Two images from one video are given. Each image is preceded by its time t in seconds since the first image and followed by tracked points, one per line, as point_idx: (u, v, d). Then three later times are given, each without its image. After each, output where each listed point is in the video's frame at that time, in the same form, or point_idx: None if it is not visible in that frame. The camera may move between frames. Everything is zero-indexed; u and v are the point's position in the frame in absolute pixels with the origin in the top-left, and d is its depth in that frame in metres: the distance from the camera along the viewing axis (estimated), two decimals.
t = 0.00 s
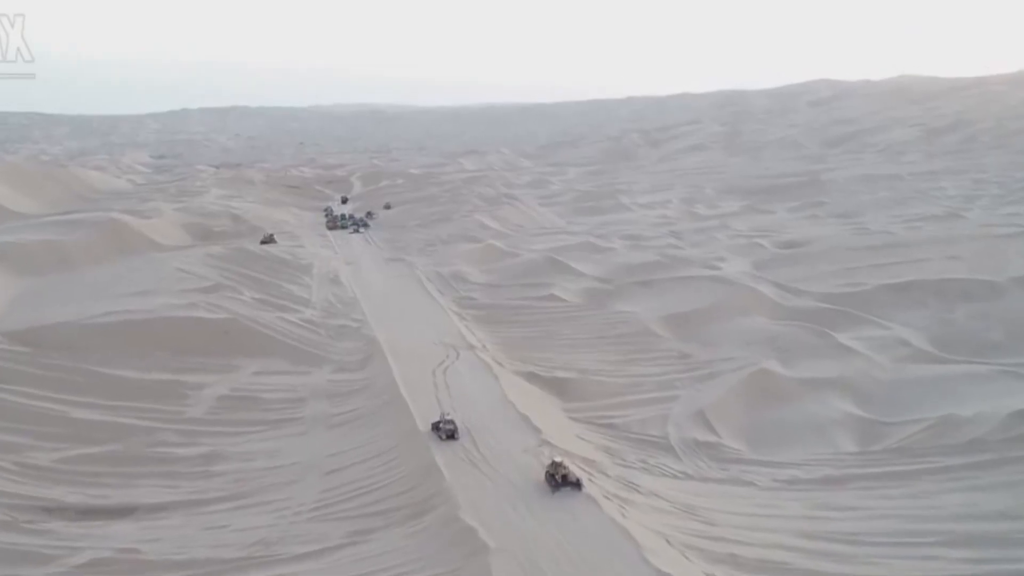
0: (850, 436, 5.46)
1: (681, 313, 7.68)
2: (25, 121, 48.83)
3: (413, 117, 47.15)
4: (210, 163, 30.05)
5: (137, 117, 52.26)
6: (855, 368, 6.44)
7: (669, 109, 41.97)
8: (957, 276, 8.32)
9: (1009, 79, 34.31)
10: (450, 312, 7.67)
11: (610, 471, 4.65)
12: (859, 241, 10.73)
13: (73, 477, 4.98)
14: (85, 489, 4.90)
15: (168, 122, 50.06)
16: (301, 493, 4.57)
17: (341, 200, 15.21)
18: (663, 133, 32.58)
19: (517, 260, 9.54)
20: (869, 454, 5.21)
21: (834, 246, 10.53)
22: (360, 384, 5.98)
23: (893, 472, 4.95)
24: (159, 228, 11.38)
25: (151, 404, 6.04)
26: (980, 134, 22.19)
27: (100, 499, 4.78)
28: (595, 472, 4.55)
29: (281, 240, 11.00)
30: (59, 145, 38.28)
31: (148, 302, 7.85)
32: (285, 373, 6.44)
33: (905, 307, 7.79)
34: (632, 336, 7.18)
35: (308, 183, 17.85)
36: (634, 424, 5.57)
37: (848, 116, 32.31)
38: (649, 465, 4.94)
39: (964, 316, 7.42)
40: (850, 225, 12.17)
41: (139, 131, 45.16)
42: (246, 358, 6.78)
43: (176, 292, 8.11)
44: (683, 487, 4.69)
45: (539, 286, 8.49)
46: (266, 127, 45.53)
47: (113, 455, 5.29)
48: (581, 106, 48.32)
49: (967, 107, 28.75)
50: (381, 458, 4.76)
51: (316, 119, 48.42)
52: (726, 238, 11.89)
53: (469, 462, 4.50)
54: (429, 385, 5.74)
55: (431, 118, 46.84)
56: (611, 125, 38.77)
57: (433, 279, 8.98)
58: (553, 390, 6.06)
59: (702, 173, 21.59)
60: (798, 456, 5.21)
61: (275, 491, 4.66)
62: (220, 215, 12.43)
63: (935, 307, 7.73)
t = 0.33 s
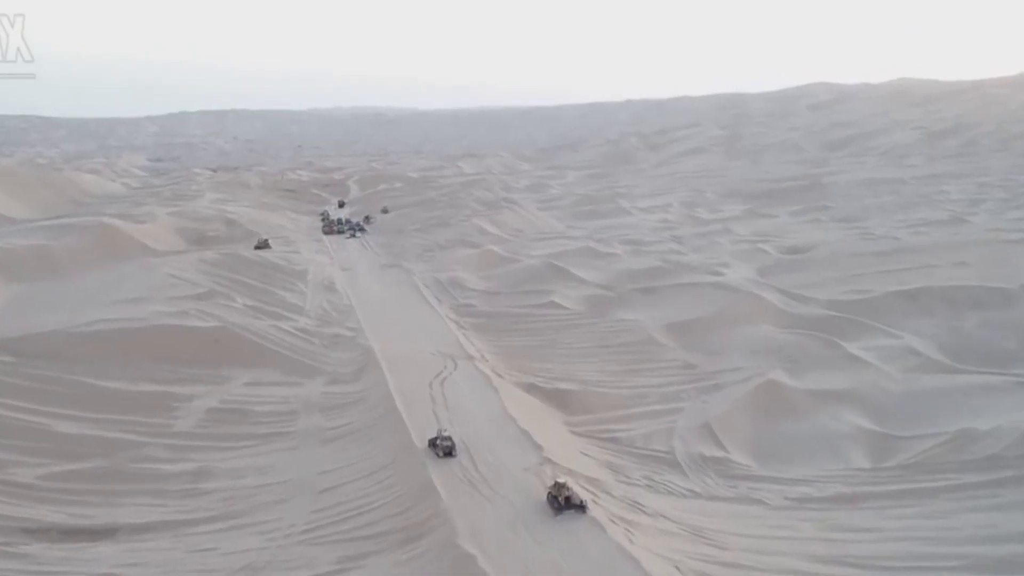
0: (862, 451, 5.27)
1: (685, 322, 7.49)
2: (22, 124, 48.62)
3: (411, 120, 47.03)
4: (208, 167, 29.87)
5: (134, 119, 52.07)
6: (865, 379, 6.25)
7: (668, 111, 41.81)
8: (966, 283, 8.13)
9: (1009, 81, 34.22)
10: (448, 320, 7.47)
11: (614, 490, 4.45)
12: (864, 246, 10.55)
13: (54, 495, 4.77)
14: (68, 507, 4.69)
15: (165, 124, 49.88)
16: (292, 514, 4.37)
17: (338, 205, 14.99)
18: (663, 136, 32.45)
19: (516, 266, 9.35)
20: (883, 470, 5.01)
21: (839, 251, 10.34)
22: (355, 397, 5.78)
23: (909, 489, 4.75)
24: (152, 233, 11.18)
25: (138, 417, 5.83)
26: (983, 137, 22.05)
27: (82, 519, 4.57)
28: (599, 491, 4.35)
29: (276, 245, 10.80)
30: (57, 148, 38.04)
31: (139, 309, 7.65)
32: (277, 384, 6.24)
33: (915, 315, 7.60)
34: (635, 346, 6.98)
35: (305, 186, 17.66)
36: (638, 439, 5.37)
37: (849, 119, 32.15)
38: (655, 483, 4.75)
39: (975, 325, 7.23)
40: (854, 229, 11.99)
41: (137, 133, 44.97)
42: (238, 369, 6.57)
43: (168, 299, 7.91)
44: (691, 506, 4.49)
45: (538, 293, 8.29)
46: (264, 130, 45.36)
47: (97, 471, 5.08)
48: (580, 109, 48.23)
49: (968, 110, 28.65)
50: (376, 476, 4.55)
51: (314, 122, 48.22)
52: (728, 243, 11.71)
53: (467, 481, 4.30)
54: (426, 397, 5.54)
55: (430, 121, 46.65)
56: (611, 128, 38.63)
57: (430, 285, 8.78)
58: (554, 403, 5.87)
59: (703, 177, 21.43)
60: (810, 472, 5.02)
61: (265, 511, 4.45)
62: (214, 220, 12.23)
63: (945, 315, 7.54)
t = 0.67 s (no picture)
0: (908, 491, 4.75)
1: (703, 341, 6.97)
2: (18, 130, 48.13)
3: (411, 126, 46.60)
4: (204, 173, 29.37)
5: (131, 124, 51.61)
6: (904, 407, 5.73)
7: (670, 117, 41.33)
8: (1003, 299, 7.61)
9: (1015, 86, 33.82)
10: (448, 340, 6.94)
11: (637, 544, 3.94)
12: (886, 257, 10.05)
13: (6, 545, 4.22)
14: (20, 557, 4.14)
15: (162, 130, 49.41)
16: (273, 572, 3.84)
17: (334, 213, 14.48)
18: (665, 142, 32.01)
19: (520, 279, 8.84)
20: (934, 513, 4.49)
21: (859, 263, 9.83)
22: (347, 429, 5.25)
23: (966, 538, 4.23)
24: (139, 243, 10.67)
25: (109, 450, 5.29)
26: (994, 142, 21.59)
27: (35, 571, 4.02)
28: (621, 547, 3.83)
29: (268, 256, 10.28)
30: (52, 154, 37.53)
31: (117, 328, 7.12)
32: (262, 413, 5.70)
33: (950, 334, 7.08)
34: (651, 369, 6.45)
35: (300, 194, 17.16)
36: (660, 478, 4.85)
37: (854, 124, 31.64)
38: (682, 531, 4.23)
39: (1017, 345, 6.71)
40: (872, 239, 11.48)
41: (134, 139, 44.49)
42: (219, 395, 6.04)
43: (149, 317, 7.38)
44: (724, 560, 3.97)
45: (545, 309, 7.77)
46: (261, 135, 44.90)
47: (57, 514, 4.53)
48: (581, 114, 47.84)
49: (975, 115, 28.21)
50: (368, 527, 4.03)
51: (312, 128, 47.74)
52: (741, 253, 11.21)
53: (472, 536, 3.78)
54: (425, 431, 5.01)
55: (428, 126, 46.09)
56: (612, 133, 38.18)
57: (430, 300, 8.26)
58: (565, 435, 5.34)
59: (709, 183, 20.95)
60: (852, 517, 4.50)
61: (242, 567, 3.92)
62: (204, 229, 11.72)
63: (982, 335, 7.03)
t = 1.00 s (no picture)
0: (990, 550, 4.08)
1: (735, 367, 6.31)
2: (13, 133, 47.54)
3: (410, 129, 46.03)
4: (200, 177, 28.78)
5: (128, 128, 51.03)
6: (970, 444, 5.06)
7: (673, 120, 40.75)
8: None
9: None
10: (453, 365, 6.28)
11: None
12: (919, 269, 9.40)
13: None
14: None
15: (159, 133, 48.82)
16: None
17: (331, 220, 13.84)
18: (670, 145, 31.43)
19: (529, 295, 8.18)
20: None
21: (892, 275, 9.19)
22: (340, 476, 4.59)
23: None
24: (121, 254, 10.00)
25: (68, 496, 4.58)
26: (1011, 146, 20.98)
27: None
28: None
29: (258, 268, 9.63)
30: (45, 158, 36.86)
31: (89, 351, 6.45)
32: (244, 454, 5.03)
33: (1005, 357, 6.43)
34: (680, 399, 5.79)
35: (296, 200, 16.53)
36: (702, 535, 4.19)
37: (861, 127, 31.05)
38: None
39: None
40: (900, 249, 10.85)
41: (130, 142, 43.87)
42: (198, 432, 5.36)
43: (124, 339, 6.71)
44: None
45: (558, 329, 7.11)
46: (259, 139, 44.31)
47: None
48: (582, 117, 47.28)
49: (987, 118, 27.62)
50: None
51: (310, 131, 47.15)
52: (761, 263, 10.57)
53: None
54: (429, 481, 4.35)
55: (428, 129, 45.56)
56: (615, 136, 37.62)
57: (432, 318, 7.60)
58: (589, 480, 4.68)
59: (718, 188, 20.35)
60: None
61: None
62: (192, 238, 11.06)
63: None
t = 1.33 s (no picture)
0: None
1: (778, 401, 5.58)
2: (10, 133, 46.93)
3: (411, 130, 45.36)
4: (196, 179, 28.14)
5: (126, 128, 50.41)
6: None
7: (678, 122, 40.01)
8: None
9: None
10: (457, 400, 5.56)
11: None
12: (961, 285, 8.67)
13: None
14: None
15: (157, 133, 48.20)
16: None
17: (328, 227, 13.12)
18: (677, 147, 30.74)
19: (541, 313, 7.46)
20: None
21: (933, 291, 8.45)
22: (327, 548, 3.86)
23: None
24: (99, 264, 9.27)
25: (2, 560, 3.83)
26: None
27: None
28: None
29: (246, 280, 8.90)
30: (41, 159, 36.20)
31: (48, 379, 5.71)
32: (215, 513, 4.29)
33: None
34: (718, 442, 5.06)
35: (292, 204, 15.82)
36: None
37: (873, 130, 30.31)
38: None
39: None
40: (935, 263, 10.12)
41: (127, 142, 43.19)
42: (163, 482, 4.62)
43: (89, 365, 5.96)
44: None
45: (575, 354, 6.38)
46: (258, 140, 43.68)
47: None
48: (586, 118, 46.61)
49: (1003, 120, 26.90)
50: None
51: (310, 132, 46.49)
52: (788, 276, 9.85)
53: None
54: (432, 557, 3.63)
55: (429, 131, 44.88)
56: (620, 138, 36.93)
57: (434, 339, 6.87)
58: (623, 549, 3.95)
59: (729, 193, 19.66)
60: None
61: None
62: (178, 246, 10.34)
63: None
